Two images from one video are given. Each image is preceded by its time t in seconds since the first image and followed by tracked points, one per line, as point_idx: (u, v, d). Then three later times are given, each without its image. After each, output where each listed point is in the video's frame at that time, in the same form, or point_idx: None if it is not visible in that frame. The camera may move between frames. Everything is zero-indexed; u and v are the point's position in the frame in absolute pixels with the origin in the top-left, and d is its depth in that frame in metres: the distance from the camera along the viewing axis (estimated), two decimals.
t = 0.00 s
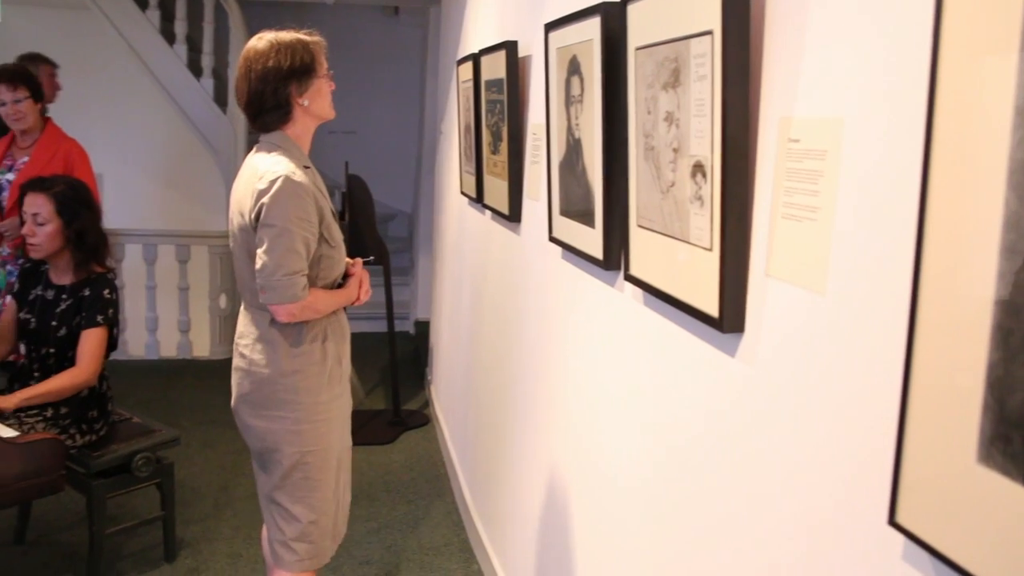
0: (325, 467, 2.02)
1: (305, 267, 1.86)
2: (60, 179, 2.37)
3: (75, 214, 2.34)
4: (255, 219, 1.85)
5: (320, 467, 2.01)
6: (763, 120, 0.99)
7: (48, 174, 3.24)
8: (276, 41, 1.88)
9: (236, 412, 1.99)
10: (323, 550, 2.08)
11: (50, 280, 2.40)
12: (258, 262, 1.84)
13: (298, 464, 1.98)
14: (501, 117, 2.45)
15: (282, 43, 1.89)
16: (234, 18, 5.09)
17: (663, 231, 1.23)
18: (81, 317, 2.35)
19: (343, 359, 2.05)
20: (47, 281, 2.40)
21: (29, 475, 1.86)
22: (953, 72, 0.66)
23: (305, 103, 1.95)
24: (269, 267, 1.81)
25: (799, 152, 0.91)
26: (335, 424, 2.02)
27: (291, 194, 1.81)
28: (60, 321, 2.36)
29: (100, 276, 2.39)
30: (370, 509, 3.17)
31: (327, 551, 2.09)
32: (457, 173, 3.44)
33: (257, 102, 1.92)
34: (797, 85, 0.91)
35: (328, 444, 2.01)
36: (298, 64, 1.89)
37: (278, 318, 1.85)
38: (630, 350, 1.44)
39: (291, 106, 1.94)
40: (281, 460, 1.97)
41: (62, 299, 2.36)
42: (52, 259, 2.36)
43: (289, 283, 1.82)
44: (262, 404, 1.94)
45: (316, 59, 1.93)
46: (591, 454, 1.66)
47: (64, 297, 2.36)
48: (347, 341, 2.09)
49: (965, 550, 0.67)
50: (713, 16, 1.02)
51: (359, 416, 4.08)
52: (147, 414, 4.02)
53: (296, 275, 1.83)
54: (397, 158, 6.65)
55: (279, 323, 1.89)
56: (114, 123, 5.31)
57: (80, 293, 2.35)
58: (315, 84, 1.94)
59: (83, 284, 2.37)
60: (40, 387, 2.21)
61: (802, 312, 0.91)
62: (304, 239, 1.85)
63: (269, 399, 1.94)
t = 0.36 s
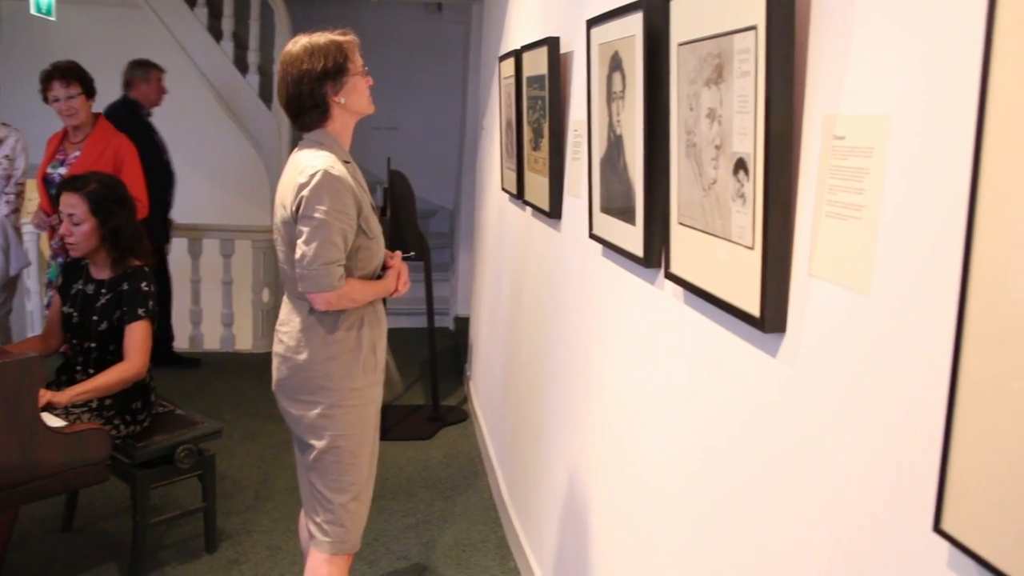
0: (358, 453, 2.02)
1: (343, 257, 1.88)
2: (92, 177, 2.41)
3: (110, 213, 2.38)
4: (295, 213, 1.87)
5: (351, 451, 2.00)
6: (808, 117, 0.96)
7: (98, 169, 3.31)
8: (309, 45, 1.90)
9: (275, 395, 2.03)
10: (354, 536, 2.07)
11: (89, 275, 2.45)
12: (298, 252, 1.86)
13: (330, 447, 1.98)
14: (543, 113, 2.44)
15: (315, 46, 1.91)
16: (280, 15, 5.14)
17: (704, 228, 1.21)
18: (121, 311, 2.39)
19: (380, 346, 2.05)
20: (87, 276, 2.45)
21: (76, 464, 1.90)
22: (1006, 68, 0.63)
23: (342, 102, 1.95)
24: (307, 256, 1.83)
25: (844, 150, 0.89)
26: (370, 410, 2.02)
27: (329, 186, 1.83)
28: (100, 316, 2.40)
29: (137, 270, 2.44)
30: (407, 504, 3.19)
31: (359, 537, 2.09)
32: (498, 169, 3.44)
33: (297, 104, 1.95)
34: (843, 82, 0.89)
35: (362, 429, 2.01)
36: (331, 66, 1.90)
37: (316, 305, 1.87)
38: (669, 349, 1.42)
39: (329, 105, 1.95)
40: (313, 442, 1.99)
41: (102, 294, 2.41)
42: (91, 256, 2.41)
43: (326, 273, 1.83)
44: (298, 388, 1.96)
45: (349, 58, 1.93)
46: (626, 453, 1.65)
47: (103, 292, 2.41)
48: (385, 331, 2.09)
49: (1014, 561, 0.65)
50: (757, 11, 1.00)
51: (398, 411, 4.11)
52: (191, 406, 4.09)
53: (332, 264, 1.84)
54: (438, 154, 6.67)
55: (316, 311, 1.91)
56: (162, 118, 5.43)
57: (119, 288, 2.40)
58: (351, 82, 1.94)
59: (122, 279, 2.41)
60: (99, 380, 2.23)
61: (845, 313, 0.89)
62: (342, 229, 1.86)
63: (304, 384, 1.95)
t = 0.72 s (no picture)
0: (395, 443, 2.01)
1: (378, 250, 1.89)
2: (125, 180, 2.42)
3: (144, 215, 2.41)
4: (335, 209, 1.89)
5: (386, 441, 1.99)
6: (848, 115, 0.95)
7: (145, 169, 3.39)
8: (350, 48, 1.93)
9: (318, 383, 2.05)
10: (392, 527, 2.06)
11: (127, 274, 2.49)
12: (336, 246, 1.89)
13: (366, 435, 1.98)
14: (581, 112, 2.43)
15: (357, 49, 1.92)
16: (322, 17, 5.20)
17: (743, 228, 1.20)
18: (159, 309, 2.44)
19: (421, 339, 2.04)
20: (125, 275, 2.49)
21: (118, 458, 1.94)
22: None
23: (381, 102, 1.97)
24: (344, 247, 1.86)
25: (884, 148, 0.87)
26: (409, 401, 2.01)
27: (366, 180, 1.85)
28: (139, 315, 2.46)
29: (172, 268, 2.47)
30: (443, 502, 3.21)
31: (398, 529, 2.08)
32: (536, 169, 3.44)
33: (339, 104, 1.98)
34: (884, 80, 0.87)
35: (401, 420, 2.00)
36: (370, 67, 1.92)
37: (351, 295, 1.89)
38: (705, 350, 1.41)
39: (368, 105, 1.96)
40: (349, 429, 1.99)
41: (139, 293, 2.46)
42: (127, 256, 2.45)
43: (361, 265, 1.85)
44: (337, 376, 1.98)
45: (392, 60, 1.95)
46: (662, 452, 1.63)
47: (140, 291, 2.46)
48: (427, 325, 2.08)
49: None
50: (797, 8, 0.98)
51: (436, 410, 4.13)
52: (232, 403, 4.15)
53: (367, 256, 1.86)
54: (478, 154, 6.69)
55: (352, 302, 1.93)
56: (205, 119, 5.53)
57: (156, 287, 2.44)
58: (390, 83, 1.95)
59: (157, 278, 2.45)
60: (146, 375, 2.29)
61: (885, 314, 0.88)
62: (378, 223, 1.88)
63: (343, 372, 1.97)
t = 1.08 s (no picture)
0: (430, 439, 2.00)
1: (420, 248, 1.91)
2: (166, 182, 2.46)
3: (181, 218, 2.45)
4: (378, 208, 1.91)
5: (421, 436, 1.99)
6: (887, 115, 0.94)
7: (187, 172, 3.44)
8: (395, 51, 1.95)
9: (358, 378, 2.07)
10: (425, 522, 2.06)
11: (167, 274, 2.54)
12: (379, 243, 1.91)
13: (400, 430, 1.99)
14: (618, 114, 2.43)
15: (400, 53, 1.94)
16: (361, 20, 5.26)
17: (780, 230, 1.19)
18: (197, 310, 2.49)
19: (462, 337, 2.04)
20: (165, 276, 2.55)
21: (160, 454, 1.98)
22: None
23: (423, 105, 1.98)
24: (387, 244, 1.88)
25: (925, 149, 0.86)
26: (449, 399, 2.01)
27: (409, 180, 1.87)
28: (178, 315, 2.51)
29: (210, 269, 2.51)
30: (479, 503, 3.22)
31: (431, 525, 2.08)
32: (574, 170, 3.44)
33: (382, 106, 2.00)
34: (924, 79, 0.86)
35: (439, 417, 2.00)
36: (414, 71, 1.94)
37: (393, 291, 1.91)
38: (742, 353, 1.40)
39: (411, 108, 1.98)
40: (386, 424, 2.00)
41: (178, 294, 2.51)
42: (166, 258, 2.50)
43: (402, 263, 1.87)
44: (376, 371, 2.00)
45: (434, 63, 1.96)
46: (697, 454, 1.62)
47: (179, 291, 2.51)
48: (468, 324, 2.09)
49: None
50: (835, 8, 0.97)
51: (473, 411, 4.14)
52: (272, 402, 4.21)
53: (409, 254, 1.88)
54: (516, 155, 6.70)
55: (394, 298, 1.94)
56: (247, 122, 5.69)
57: (194, 287, 2.49)
58: (432, 87, 1.96)
59: (196, 279, 2.49)
60: (187, 373, 2.33)
61: (924, 317, 0.86)
62: (420, 222, 1.89)
63: (382, 367, 1.98)
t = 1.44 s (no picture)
0: (474, 439, 2.01)
1: (468, 251, 1.92)
2: (207, 185, 2.50)
3: (222, 220, 2.50)
4: (427, 210, 1.93)
5: (464, 435, 2.00)
6: (929, 117, 0.92)
7: (231, 174, 3.50)
8: (445, 56, 1.96)
9: (402, 378, 2.08)
10: (468, 522, 2.06)
11: (211, 275, 2.59)
12: (427, 245, 1.93)
13: (444, 429, 2.00)
14: (659, 117, 2.42)
15: (450, 58, 1.96)
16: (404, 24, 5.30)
17: (820, 234, 1.17)
18: (238, 309, 2.53)
19: (506, 339, 2.05)
20: (209, 276, 2.60)
21: (204, 452, 2.01)
22: None
23: (473, 110, 1.99)
24: (436, 246, 1.89)
25: (967, 152, 0.84)
26: (492, 399, 2.02)
27: (460, 184, 1.88)
28: (221, 315, 2.55)
29: (250, 269, 2.54)
30: (518, 505, 3.23)
31: (473, 525, 2.08)
32: (616, 173, 3.43)
33: (432, 110, 2.02)
34: (967, 81, 0.85)
35: (482, 417, 2.01)
36: (463, 76, 1.95)
37: (440, 293, 1.93)
38: (782, 357, 1.39)
39: (460, 113, 1.99)
40: (430, 423, 2.02)
41: (221, 294, 2.55)
42: (209, 260, 2.55)
43: (450, 265, 1.88)
44: (420, 370, 2.01)
45: (484, 68, 1.97)
46: (736, 460, 1.61)
47: (222, 292, 2.56)
48: (512, 326, 2.09)
49: None
50: (876, 9, 0.96)
51: (513, 413, 4.15)
52: (314, 402, 4.26)
53: (457, 257, 1.89)
54: (558, 158, 6.70)
55: (441, 298, 1.96)
56: (292, 126, 5.78)
57: (235, 288, 2.53)
58: (481, 92, 1.98)
59: (237, 279, 2.53)
60: (233, 371, 2.36)
61: (966, 323, 0.85)
62: (469, 225, 1.91)
63: (426, 367, 2.00)
